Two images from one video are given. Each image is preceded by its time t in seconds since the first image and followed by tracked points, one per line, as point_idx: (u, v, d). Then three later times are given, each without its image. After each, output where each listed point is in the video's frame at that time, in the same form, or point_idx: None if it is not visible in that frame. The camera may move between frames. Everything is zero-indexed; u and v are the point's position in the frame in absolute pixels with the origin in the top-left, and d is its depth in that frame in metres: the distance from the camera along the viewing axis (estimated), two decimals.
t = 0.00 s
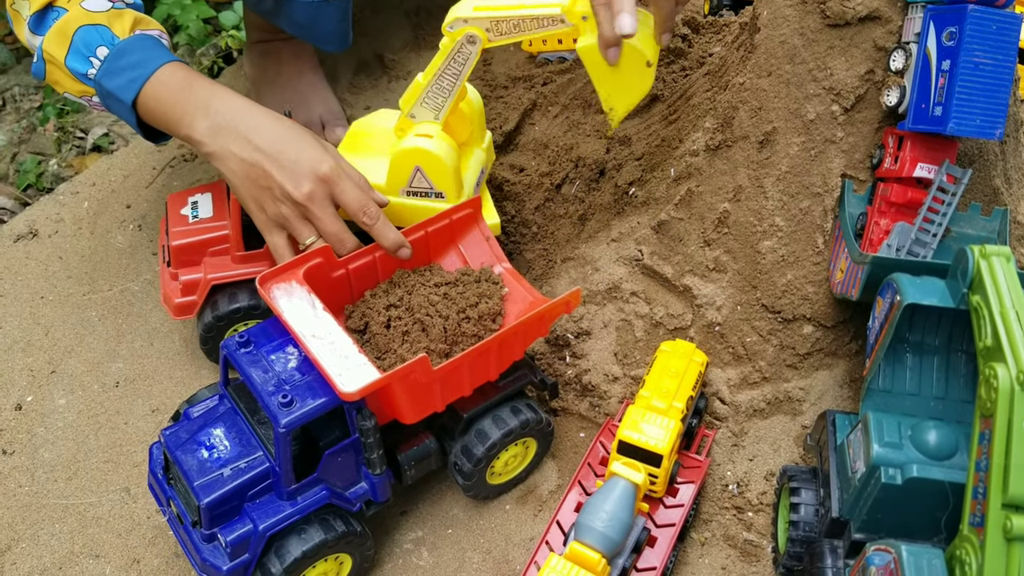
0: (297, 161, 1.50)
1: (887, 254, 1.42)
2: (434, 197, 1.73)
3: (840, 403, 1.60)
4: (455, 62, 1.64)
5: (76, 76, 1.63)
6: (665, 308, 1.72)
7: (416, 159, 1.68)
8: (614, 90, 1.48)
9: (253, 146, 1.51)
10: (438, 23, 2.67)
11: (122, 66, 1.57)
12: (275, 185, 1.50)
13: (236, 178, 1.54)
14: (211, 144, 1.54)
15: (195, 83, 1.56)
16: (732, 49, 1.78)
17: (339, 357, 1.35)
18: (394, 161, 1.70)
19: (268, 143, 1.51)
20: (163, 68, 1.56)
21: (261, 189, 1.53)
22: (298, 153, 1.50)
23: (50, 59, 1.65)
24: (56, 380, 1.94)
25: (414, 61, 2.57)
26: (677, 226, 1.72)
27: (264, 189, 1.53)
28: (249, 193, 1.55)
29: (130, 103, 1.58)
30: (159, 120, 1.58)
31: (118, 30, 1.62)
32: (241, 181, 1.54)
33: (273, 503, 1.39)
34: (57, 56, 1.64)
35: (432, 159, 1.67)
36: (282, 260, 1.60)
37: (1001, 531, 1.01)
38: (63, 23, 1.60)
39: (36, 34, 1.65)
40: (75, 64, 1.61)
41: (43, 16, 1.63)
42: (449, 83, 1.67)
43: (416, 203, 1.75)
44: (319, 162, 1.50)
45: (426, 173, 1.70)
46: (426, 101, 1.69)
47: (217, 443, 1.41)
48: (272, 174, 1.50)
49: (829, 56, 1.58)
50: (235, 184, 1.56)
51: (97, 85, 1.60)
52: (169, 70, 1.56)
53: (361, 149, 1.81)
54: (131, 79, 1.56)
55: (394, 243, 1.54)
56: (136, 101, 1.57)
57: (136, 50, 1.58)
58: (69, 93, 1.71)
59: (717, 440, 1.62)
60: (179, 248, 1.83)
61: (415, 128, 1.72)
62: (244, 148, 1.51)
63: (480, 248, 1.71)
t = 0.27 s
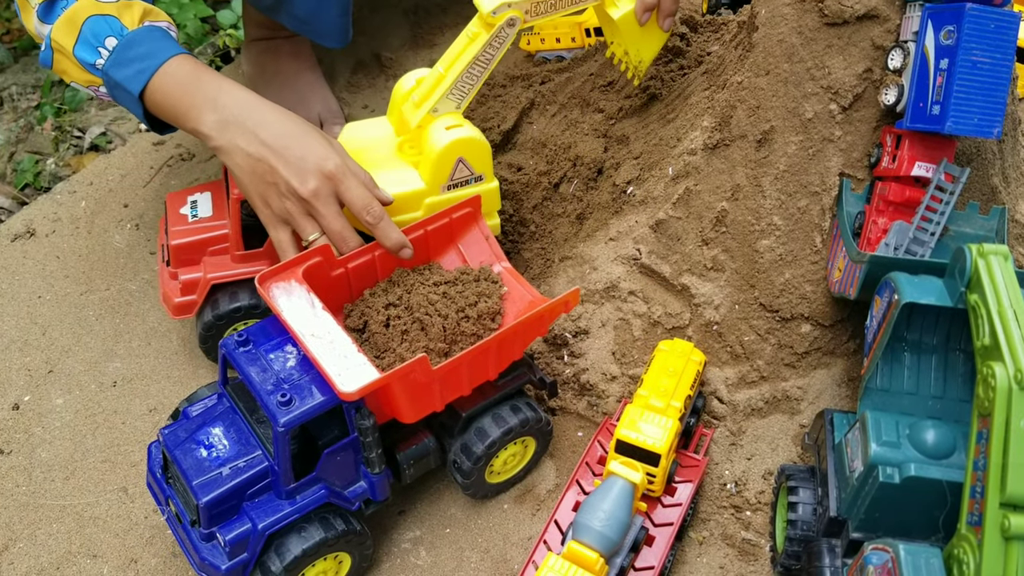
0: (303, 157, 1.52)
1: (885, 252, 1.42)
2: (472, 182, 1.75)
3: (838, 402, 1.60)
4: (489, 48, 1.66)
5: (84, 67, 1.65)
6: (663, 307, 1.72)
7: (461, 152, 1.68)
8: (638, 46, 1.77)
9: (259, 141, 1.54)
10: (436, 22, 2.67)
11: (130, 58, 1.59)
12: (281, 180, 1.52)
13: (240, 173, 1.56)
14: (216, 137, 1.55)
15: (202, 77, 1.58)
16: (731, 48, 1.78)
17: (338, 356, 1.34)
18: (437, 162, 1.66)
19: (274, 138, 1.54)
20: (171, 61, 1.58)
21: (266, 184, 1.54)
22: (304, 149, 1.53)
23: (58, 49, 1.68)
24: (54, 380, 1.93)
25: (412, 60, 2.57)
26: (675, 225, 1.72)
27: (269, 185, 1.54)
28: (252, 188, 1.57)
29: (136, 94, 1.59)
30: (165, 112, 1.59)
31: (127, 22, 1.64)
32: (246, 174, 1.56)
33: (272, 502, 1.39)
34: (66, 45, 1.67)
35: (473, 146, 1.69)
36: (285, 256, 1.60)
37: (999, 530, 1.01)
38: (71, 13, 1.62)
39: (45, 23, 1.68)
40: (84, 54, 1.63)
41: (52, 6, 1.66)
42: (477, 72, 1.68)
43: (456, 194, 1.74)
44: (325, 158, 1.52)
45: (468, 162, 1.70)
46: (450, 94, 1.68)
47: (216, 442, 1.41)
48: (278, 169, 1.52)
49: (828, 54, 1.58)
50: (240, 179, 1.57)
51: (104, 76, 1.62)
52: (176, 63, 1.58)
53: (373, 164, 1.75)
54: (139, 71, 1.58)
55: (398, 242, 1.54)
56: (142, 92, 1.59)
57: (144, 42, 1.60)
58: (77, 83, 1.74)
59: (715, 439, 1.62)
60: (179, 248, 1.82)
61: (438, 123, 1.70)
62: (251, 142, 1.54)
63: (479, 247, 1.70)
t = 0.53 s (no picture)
0: (305, 148, 1.54)
1: (883, 252, 1.42)
2: (485, 177, 1.75)
3: (836, 401, 1.60)
4: (506, 46, 1.72)
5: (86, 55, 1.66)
6: (661, 307, 1.72)
7: (473, 146, 1.68)
8: (631, 49, 1.87)
9: (260, 131, 1.56)
10: (434, 23, 2.67)
11: (132, 47, 1.60)
12: (281, 170, 1.55)
13: (239, 163, 1.58)
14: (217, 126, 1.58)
15: (204, 67, 1.60)
16: (727, 48, 1.78)
17: (335, 356, 1.34)
18: (451, 158, 1.67)
19: (277, 130, 1.56)
20: (173, 51, 1.60)
21: (265, 173, 1.56)
22: (306, 141, 1.55)
23: (60, 38, 1.69)
24: (52, 381, 1.93)
25: (410, 61, 2.57)
26: (672, 225, 1.72)
27: (269, 176, 1.56)
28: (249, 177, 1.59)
29: (138, 83, 1.61)
30: (167, 101, 1.62)
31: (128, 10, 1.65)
32: (245, 165, 1.58)
33: (270, 503, 1.39)
34: (68, 34, 1.67)
35: (486, 141, 1.70)
36: (274, 248, 1.59)
37: (996, 529, 1.01)
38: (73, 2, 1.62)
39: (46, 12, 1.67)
40: (85, 43, 1.64)
41: None
42: (490, 70, 1.73)
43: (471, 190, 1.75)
44: (326, 150, 1.54)
45: (481, 158, 1.71)
46: (463, 92, 1.72)
47: (213, 443, 1.41)
48: (279, 160, 1.54)
49: (824, 54, 1.58)
50: (239, 167, 1.59)
51: (106, 64, 1.63)
52: (178, 53, 1.60)
53: (384, 167, 1.74)
54: (141, 60, 1.59)
55: (395, 238, 1.55)
56: (145, 81, 1.61)
57: (146, 31, 1.61)
58: (78, 71, 1.75)
59: (713, 438, 1.62)
60: (186, 253, 1.81)
61: (448, 120, 1.72)
62: (252, 132, 1.56)
63: (477, 247, 1.70)
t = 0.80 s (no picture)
0: (306, 126, 1.53)
1: (880, 253, 1.42)
2: (484, 175, 1.76)
3: (834, 402, 1.60)
4: (512, 54, 1.81)
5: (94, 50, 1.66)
6: (659, 308, 1.72)
7: (473, 146, 1.69)
8: (616, 72, 1.95)
9: (264, 115, 1.55)
10: (432, 24, 2.67)
11: (138, 40, 1.60)
12: (285, 150, 1.53)
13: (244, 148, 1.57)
14: (223, 115, 1.57)
15: (211, 57, 1.59)
16: (725, 49, 1.78)
17: (333, 358, 1.34)
18: (451, 159, 1.68)
19: (278, 111, 1.55)
20: (179, 42, 1.59)
21: (269, 155, 1.55)
22: (306, 120, 1.54)
23: (68, 34, 1.69)
24: (51, 383, 1.93)
25: (409, 62, 2.58)
26: (670, 227, 1.72)
27: (273, 156, 1.55)
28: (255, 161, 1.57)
29: (145, 76, 1.60)
30: (174, 93, 1.60)
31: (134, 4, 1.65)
32: (249, 148, 1.57)
33: (268, 505, 1.39)
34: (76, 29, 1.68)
35: (485, 140, 1.71)
36: (281, 227, 1.58)
37: (993, 530, 1.01)
38: None
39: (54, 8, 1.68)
40: (93, 38, 1.64)
41: None
42: (496, 73, 1.81)
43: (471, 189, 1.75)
44: (327, 127, 1.54)
45: (480, 157, 1.72)
46: (467, 93, 1.75)
47: (212, 446, 1.41)
48: (281, 140, 1.53)
49: (822, 56, 1.58)
50: (243, 151, 1.58)
51: (113, 59, 1.63)
52: (184, 44, 1.59)
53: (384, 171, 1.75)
54: (148, 53, 1.59)
55: (399, 213, 1.56)
56: (151, 74, 1.60)
57: (152, 24, 1.61)
58: (86, 66, 1.75)
59: (711, 439, 1.62)
60: (182, 256, 1.81)
61: (446, 121, 1.72)
62: (256, 117, 1.55)
63: (475, 249, 1.71)
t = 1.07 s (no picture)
0: (323, 82, 1.61)
1: (875, 255, 1.42)
2: (480, 174, 1.77)
3: (830, 403, 1.61)
4: (513, 63, 1.85)
5: (108, 35, 1.73)
6: (656, 309, 1.73)
7: (468, 146, 1.70)
8: (613, 87, 2.01)
9: (282, 80, 1.62)
10: (430, 25, 2.67)
11: (151, 21, 1.67)
12: (309, 108, 1.60)
13: (269, 116, 1.63)
14: (242, 85, 1.63)
15: (224, 33, 1.66)
16: (721, 52, 1.79)
17: (330, 359, 1.35)
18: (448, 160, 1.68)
19: (294, 75, 1.61)
20: (191, 22, 1.66)
21: (293, 118, 1.62)
22: (323, 77, 1.61)
23: (80, 20, 1.75)
24: (47, 383, 1.93)
25: (406, 63, 2.58)
26: (667, 228, 1.73)
27: (297, 117, 1.62)
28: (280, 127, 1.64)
29: (161, 56, 1.67)
30: (192, 70, 1.67)
31: None
32: (274, 114, 1.63)
33: (265, 505, 1.39)
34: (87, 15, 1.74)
35: (481, 141, 1.72)
36: (320, 181, 1.64)
37: (988, 530, 1.02)
38: None
39: None
40: (107, 22, 1.71)
41: None
42: (495, 79, 1.82)
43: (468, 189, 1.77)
44: (344, 78, 1.61)
45: (476, 157, 1.73)
46: (466, 95, 1.77)
47: (209, 446, 1.41)
48: (303, 100, 1.60)
49: (818, 58, 1.59)
50: (269, 120, 1.65)
51: (127, 42, 1.69)
52: (197, 23, 1.66)
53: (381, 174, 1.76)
54: (162, 32, 1.65)
55: (423, 149, 1.63)
56: (167, 53, 1.67)
57: (163, 6, 1.68)
58: (100, 51, 1.82)
59: (707, 441, 1.62)
60: (179, 256, 1.81)
61: (442, 121, 1.73)
62: (275, 84, 1.62)
63: (473, 251, 1.71)
